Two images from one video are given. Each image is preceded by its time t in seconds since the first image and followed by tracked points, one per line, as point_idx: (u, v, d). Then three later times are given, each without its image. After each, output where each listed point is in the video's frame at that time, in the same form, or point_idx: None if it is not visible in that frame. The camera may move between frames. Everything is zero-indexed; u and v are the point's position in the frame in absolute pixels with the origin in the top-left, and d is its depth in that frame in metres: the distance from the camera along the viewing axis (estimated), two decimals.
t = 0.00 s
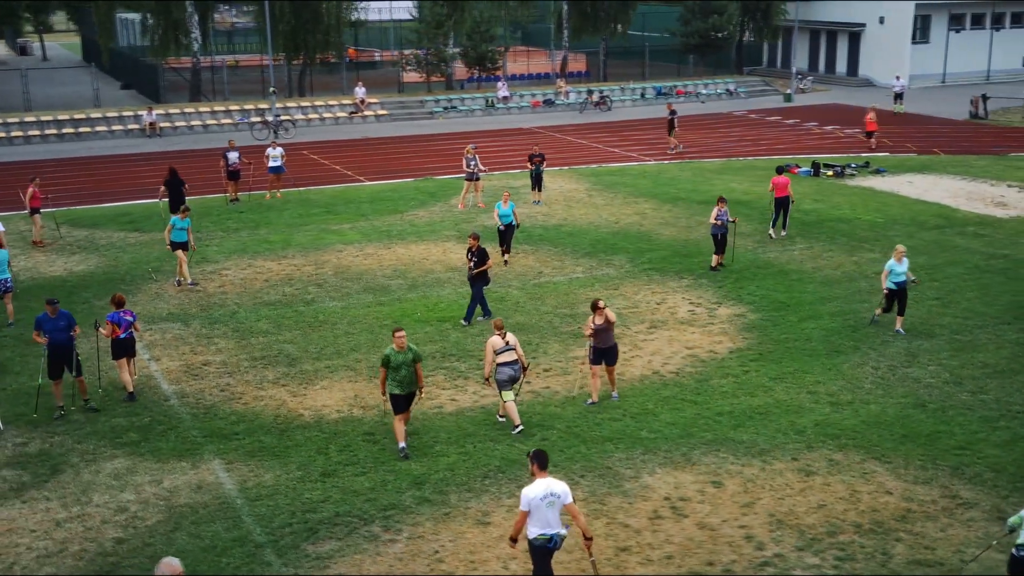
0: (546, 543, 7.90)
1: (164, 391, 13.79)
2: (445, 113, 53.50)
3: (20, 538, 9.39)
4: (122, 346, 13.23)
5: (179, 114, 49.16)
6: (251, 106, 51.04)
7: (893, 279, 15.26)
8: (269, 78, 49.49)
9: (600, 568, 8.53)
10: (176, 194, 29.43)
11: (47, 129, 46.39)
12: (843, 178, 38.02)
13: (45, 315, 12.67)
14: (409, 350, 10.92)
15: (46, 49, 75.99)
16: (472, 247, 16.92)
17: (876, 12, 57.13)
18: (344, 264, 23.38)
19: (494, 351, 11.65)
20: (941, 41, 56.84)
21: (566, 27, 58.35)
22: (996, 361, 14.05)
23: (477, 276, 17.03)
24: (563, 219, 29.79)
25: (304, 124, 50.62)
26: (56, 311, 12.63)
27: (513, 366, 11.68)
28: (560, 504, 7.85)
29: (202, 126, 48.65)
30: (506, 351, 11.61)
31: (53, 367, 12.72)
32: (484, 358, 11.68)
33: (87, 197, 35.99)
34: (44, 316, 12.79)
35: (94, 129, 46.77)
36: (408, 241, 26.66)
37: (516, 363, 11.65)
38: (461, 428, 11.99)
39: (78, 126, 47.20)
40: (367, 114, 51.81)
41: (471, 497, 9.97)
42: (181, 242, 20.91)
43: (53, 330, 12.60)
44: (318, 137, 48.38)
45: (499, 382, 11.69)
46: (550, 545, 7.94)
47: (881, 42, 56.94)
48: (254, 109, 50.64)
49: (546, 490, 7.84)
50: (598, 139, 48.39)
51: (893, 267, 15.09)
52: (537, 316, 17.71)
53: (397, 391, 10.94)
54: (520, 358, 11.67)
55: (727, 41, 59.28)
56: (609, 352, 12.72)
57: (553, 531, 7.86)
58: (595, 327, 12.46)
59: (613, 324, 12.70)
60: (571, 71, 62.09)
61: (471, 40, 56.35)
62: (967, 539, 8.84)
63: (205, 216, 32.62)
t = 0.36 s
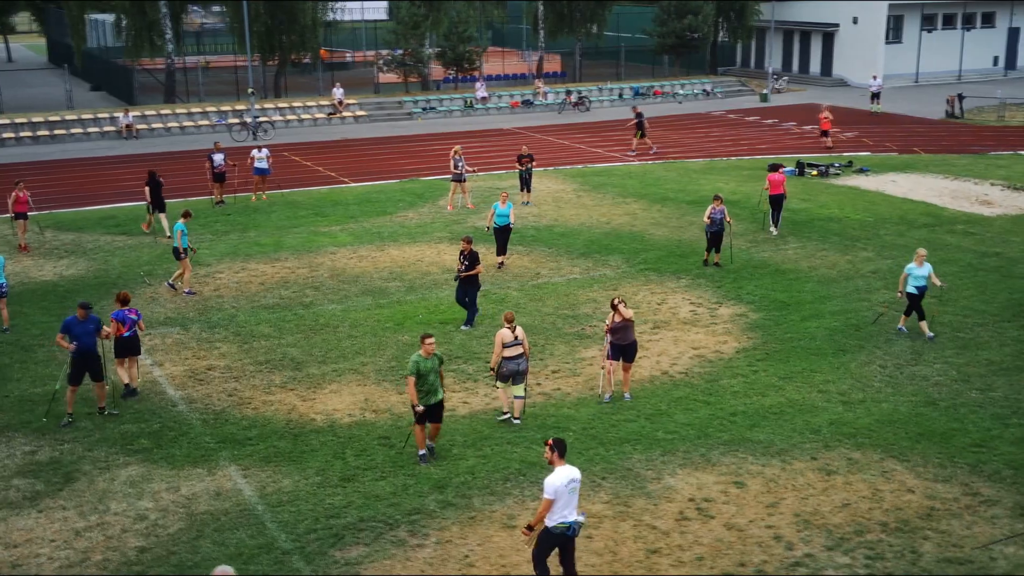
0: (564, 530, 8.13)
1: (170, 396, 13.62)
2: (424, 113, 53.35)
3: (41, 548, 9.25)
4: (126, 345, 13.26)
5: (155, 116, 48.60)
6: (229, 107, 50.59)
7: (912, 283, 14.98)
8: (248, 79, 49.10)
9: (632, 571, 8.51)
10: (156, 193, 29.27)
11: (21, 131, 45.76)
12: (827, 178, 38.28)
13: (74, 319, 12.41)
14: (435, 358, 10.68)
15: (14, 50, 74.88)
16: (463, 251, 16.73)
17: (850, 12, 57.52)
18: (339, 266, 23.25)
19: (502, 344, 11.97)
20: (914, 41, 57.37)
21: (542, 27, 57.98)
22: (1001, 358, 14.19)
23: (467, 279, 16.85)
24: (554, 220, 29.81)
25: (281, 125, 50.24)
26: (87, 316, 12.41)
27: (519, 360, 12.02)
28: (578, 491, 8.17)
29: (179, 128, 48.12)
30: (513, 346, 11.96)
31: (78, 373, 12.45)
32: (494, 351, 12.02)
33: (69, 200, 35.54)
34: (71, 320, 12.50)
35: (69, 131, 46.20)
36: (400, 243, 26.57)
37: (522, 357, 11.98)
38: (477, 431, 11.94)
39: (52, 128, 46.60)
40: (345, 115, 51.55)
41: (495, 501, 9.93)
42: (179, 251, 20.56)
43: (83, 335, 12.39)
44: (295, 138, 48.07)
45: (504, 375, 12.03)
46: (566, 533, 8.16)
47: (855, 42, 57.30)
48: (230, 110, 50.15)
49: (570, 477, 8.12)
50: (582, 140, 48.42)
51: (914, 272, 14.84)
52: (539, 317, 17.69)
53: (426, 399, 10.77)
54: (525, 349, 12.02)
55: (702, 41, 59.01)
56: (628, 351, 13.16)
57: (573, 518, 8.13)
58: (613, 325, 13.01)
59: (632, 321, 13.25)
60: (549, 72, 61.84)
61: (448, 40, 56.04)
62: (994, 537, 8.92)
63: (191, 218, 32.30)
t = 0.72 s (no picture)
0: (570, 525, 8.19)
1: (176, 403, 13.46)
2: (399, 114, 53.19)
3: (58, 559, 9.10)
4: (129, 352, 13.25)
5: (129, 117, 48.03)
6: (205, 108, 50.11)
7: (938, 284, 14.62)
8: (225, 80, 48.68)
9: (661, 573, 8.51)
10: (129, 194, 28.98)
11: None
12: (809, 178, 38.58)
13: (102, 321, 12.46)
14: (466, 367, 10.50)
15: None
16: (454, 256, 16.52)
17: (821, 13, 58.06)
18: (332, 268, 23.15)
19: (501, 343, 12.26)
20: (885, 41, 57.93)
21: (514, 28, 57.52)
22: (1001, 355, 14.36)
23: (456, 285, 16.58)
24: (543, 220, 29.86)
25: (257, 126, 49.84)
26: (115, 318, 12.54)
27: (517, 358, 12.31)
28: (580, 485, 8.22)
29: (153, 129, 47.55)
30: (513, 344, 12.26)
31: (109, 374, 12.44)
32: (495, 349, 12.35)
33: (48, 204, 35.08)
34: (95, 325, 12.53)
35: (42, 134, 45.58)
36: (391, 244, 26.51)
37: (522, 355, 12.29)
38: (490, 434, 11.90)
39: (25, 130, 45.96)
40: (321, 116, 51.28)
41: (516, 504, 9.92)
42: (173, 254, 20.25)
43: (111, 336, 12.49)
44: (273, 140, 47.72)
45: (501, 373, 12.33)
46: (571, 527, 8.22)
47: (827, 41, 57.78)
48: (206, 111, 49.68)
49: (574, 474, 8.14)
50: (563, 140, 48.46)
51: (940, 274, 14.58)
52: (539, 318, 17.72)
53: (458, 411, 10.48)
54: (525, 349, 12.32)
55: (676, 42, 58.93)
56: (637, 349, 13.14)
57: (578, 513, 8.19)
58: (620, 323, 12.99)
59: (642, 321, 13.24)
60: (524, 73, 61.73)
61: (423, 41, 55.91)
62: (1015, 533, 9.01)
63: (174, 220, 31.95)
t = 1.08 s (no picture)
0: (573, 521, 8.30)
1: (180, 409, 13.31)
2: (374, 116, 52.93)
3: (78, 570, 8.98)
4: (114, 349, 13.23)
5: (101, 119, 47.45)
6: (179, 110, 49.61)
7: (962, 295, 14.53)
8: (200, 82, 48.21)
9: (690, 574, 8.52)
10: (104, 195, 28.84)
11: None
12: (790, 178, 38.87)
13: (126, 328, 12.29)
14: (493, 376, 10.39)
15: None
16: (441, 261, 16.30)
17: (792, 14, 58.51)
18: (323, 271, 23.03)
19: (502, 340, 12.49)
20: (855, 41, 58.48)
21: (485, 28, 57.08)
22: (1000, 353, 14.54)
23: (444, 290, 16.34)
24: (530, 222, 29.89)
25: (231, 128, 49.39)
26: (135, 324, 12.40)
27: (518, 356, 12.49)
28: (583, 481, 8.35)
29: (126, 131, 46.95)
30: (512, 341, 12.48)
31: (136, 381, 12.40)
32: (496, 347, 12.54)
33: (25, 208, 34.57)
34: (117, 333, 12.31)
35: (13, 137, 44.91)
36: (379, 247, 26.42)
37: (522, 352, 12.46)
38: (503, 437, 11.87)
39: None
40: (295, 117, 50.94)
41: (537, 508, 9.89)
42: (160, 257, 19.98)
43: (137, 343, 12.34)
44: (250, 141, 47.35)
45: (503, 371, 12.49)
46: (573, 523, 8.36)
47: (798, 41, 58.21)
48: (180, 113, 49.17)
49: (576, 470, 8.29)
50: (543, 141, 48.47)
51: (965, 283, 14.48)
52: (538, 319, 17.73)
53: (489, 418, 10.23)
54: (525, 345, 12.51)
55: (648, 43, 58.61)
56: (640, 351, 13.21)
57: (580, 509, 8.31)
58: (625, 322, 13.13)
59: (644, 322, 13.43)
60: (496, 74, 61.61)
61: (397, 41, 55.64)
62: None
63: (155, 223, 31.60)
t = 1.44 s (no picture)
0: (572, 521, 8.35)
1: (184, 416, 13.15)
2: (347, 116, 52.55)
3: None
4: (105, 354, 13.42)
5: (70, 122, 46.76)
6: (151, 112, 49.01)
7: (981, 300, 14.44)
8: (172, 83, 47.67)
9: None
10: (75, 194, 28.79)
11: None
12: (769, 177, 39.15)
13: (148, 330, 12.17)
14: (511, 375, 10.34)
15: None
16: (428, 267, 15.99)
17: (760, 14, 58.93)
18: (313, 274, 22.87)
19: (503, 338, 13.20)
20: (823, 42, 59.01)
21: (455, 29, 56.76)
22: (997, 351, 14.72)
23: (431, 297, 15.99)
24: (516, 223, 29.88)
25: (203, 130, 48.88)
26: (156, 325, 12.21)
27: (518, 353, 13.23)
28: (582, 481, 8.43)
29: (96, 134, 46.28)
30: (513, 338, 13.22)
31: (156, 384, 12.27)
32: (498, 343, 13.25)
33: None
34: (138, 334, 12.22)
35: None
36: (367, 249, 26.28)
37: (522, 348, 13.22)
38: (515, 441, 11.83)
39: None
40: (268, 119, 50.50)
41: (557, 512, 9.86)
42: (140, 259, 19.70)
43: (159, 346, 12.22)
44: (224, 143, 46.88)
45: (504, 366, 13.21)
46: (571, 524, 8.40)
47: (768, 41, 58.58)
48: (150, 115, 48.57)
49: (575, 471, 8.37)
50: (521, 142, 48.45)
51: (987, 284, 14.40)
52: (536, 321, 17.72)
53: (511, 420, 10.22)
54: (524, 342, 13.25)
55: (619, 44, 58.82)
56: (644, 352, 13.16)
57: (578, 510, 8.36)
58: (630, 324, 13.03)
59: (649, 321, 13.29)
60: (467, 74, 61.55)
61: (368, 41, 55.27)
62: None
63: (133, 225, 31.20)
